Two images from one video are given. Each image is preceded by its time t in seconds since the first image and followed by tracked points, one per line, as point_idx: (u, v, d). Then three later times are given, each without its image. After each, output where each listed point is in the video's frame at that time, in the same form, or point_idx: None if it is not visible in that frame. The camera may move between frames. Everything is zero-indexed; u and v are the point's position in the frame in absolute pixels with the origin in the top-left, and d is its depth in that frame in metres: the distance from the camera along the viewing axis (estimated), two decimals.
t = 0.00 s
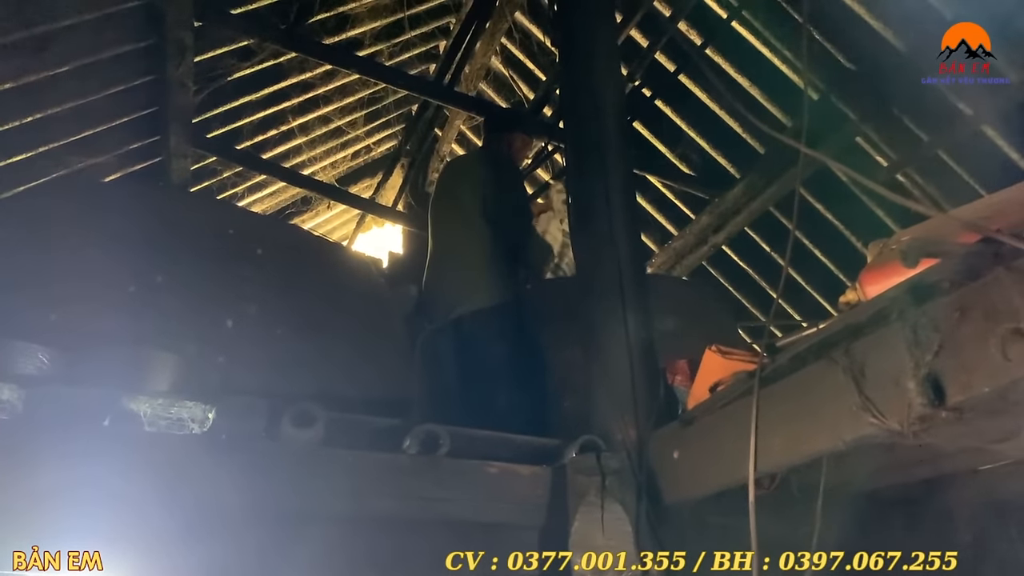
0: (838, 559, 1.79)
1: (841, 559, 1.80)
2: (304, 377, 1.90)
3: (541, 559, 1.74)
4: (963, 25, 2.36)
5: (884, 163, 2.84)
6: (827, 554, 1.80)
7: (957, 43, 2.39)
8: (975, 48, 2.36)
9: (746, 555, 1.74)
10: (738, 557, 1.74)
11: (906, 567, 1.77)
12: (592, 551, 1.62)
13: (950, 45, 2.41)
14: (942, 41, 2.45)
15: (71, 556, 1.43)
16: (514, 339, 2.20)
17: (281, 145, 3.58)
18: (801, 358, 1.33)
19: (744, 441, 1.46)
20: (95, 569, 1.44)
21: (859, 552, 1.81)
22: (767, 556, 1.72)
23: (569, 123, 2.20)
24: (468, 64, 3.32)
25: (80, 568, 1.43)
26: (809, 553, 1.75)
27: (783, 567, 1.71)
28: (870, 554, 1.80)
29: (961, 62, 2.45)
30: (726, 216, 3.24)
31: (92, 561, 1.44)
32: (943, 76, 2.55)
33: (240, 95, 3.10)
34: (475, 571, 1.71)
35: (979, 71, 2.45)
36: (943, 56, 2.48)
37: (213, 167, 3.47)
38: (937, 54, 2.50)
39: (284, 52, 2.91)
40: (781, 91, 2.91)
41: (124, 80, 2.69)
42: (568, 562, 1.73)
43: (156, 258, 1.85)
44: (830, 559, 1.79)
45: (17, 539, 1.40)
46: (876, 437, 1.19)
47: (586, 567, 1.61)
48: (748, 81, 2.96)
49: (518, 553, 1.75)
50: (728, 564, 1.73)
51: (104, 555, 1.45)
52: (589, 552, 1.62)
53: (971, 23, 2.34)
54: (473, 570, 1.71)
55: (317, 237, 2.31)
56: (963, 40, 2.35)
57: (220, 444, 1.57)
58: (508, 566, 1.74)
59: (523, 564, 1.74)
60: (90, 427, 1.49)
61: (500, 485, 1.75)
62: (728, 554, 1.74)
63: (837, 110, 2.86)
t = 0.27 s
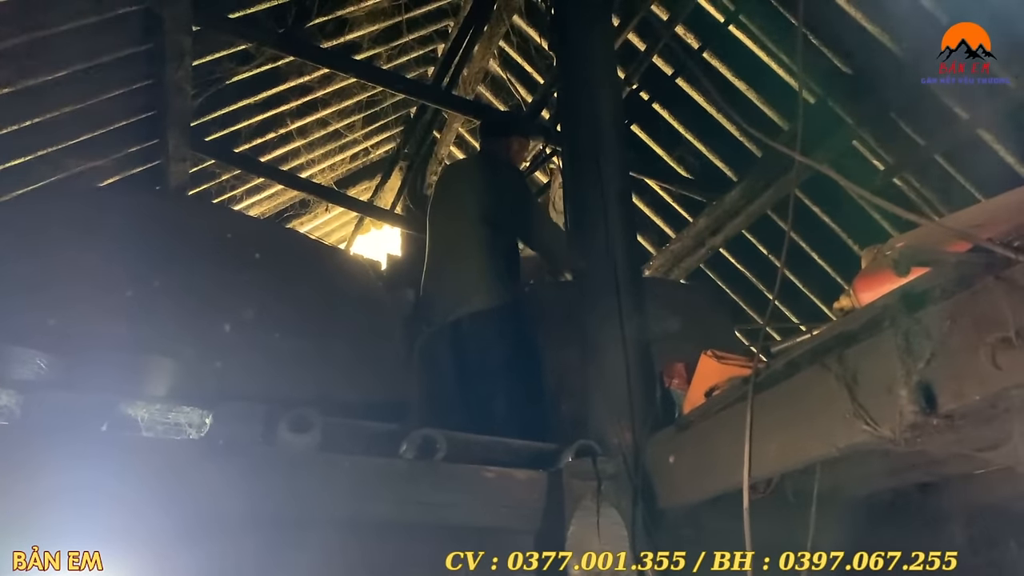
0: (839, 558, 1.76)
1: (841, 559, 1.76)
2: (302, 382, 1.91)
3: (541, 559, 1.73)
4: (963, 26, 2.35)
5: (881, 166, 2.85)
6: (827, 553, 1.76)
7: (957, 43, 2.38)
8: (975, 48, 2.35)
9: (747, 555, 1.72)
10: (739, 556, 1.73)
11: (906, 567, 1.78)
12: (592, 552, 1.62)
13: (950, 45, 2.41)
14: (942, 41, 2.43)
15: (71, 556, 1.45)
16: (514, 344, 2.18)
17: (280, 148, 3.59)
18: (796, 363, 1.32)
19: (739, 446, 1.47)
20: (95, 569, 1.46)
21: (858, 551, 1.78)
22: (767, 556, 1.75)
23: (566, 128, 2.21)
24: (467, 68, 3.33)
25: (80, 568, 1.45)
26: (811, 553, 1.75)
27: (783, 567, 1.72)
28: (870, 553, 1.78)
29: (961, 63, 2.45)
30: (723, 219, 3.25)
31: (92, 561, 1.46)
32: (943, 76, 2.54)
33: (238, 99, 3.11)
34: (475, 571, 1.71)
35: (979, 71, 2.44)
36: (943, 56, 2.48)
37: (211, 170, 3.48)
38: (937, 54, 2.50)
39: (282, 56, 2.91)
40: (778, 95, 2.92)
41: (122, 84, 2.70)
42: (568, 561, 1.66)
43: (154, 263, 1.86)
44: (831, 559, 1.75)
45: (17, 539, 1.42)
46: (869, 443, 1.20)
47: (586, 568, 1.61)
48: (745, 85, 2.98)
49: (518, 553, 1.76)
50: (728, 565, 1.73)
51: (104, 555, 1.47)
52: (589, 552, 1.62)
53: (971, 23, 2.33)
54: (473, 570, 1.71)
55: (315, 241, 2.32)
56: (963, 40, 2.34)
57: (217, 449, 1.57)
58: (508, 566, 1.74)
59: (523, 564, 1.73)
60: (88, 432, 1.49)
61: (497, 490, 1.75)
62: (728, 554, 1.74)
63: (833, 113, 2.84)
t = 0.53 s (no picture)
0: (839, 559, 1.80)
1: (841, 559, 1.80)
2: (298, 381, 1.91)
3: (542, 559, 1.74)
4: (963, 25, 2.36)
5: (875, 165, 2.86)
6: (827, 554, 1.81)
7: (957, 43, 2.38)
8: (975, 48, 2.34)
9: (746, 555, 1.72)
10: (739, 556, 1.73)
11: (905, 566, 1.79)
12: (592, 552, 1.63)
13: (950, 45, 2.39)
14: (942, 41, 2.43)
15: (71, 556, 1.45)
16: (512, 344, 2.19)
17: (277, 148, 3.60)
18: (787, 362, 1.33)
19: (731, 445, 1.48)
20: (95, 569, 1.47)
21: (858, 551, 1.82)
22: (767, 556, 1.77)
23: (561, 128, 2.22)
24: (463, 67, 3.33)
25: (79, 568, 1.46)
26: (810, 554, 1.81)
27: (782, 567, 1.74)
28: (870, 554, 1.81)
29: (961, 62, 2.43)
30: (720, 219, 3.26)
31: (92, 561, 1.46)
32: (943, 76, 2.53)
33: (235, 99, 3.11)
34: (475, 571, 1.73)
35: (979, 71, 2.43)
36: (943, 56, 2.47)
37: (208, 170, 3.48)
38: (937, 54, 2.49)
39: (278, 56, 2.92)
40: (773, 95, 2.92)
41: (119, 84, 2.70)
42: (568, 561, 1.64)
43: (150, 263, 1.87)
44: (831, 559, 1.80)
45: (16, 539, 1.42)
46: (858, 441, 1.20)
47: (586, 568, 1.62)
48: (740, 86, 2.98)
49: (518, 553, 1.76)
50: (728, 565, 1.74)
51: (104, 555, 1.48)
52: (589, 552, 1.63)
53: (971, 23, 2.34)
54: (473, 570, 1.72)
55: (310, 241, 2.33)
56: (963, 40, 2.35)
57: (212, 448, 1.57)
58: (507, 566, 1.75)
59: (522, 564, 1.74)
60: (82, 431, 1.49)
61: (491, 488, 1.76)
62: (728, 554, 1.73)
63: (830, 115, 2.86)
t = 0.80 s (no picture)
0: (838, 558, 1.78)
1: (841, 559, 1.79)
2: (295, 380, 1.91)
3: (542, 559, 1.75)
4: (963, 25, 2.36)
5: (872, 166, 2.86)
6: (828, 554, 1.78)
7: (957, 43, 2.38)
8: (975, 48, 2.35)
9: (746, 556, 1.74)
10: (739, 557, 1.73)
11: (905, 567, 1.79)
12: (591, 552, 1.65)
13: (950, 45, 2.40)
14: (942, 42, 2.43)
15: (71, 556, 1.45)
16: (503, 345, 2.25)
17: (276, 149, 3.60)
18: (781, 362, 1.35)
19: (726, 445, 1.49)
20: (95, 569, 1.46)
21: (859, 551, 1.80)
22: (767, 556, 1.77)
23: (558, 128, 2.22)
24: (461, 68, 3.34)
25: (79, 568, 1.46)
26: (810, 554, 1.77)
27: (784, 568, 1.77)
28: (870, 553, 1.81)
29: (962, 62, 2.44)
30: (717, 219, 3.27)
31: (92, 561, 1.46)
32: (943, 76, 2.53)
33: (233, 100, 3.12)
34: (475, 571, 1.73)
35: (979, 71, 2.43)
36: (943, 56, 2.47)
37: (206, 170, 3.49)
38: (937, 54, 2.49)
39: (276, 57, 2.93)
40: (770, 96, 2.92)
41: (117, 84, 2.71)
42: (569, 561, 1.65)
43: (147, 262, 1.87)
44: (831, 559, 1.78)
45: (17, 539, 1.42)
46: (851, 440, 1.21)
47: (586, 568, 1.63)
48: (738, 86, 2.99)
49: (518, 553, 1.77)
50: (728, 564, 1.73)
51: (104, 555, 1.48)
52: (590, 552, 1.65)
53: (971, 23, 2.34)
54: (474, 570, 1.73)
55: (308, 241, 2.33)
56: (963, 40, 2.35)
57: (210, 448, 1.57)
58: (508, 566, 1.76)
59: (523, 564, 1.75)
60: (80, 431, 1.50)
61: (487, 488, 1.76)
62: (729, 554, 1.73)
63: (827, 117, 2.86)
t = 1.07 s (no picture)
0: (839, 559, 1.83)
1: (842, 560, 1.83)
2: (289, 380, 1.92)
3: (541, 559, 1.76)
4: (963, 25, 2.36)
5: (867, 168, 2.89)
6: (828, 554, 1.83)
7: (957, 43, 2.39)
8: (975, 48, 2.36)
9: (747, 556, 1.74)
10: (739, 557, 1.72)
11: (906, 567, 1.78)
12: (591, 552, 1.67)
13: (950, 44, 2.40)
14: (941, 41, 2.43)
15: (71, 556, 1.47)
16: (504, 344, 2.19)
17: (273, 150, 3.61)
18: (770, 363, 1.36)
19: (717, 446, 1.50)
20: (95, 569, 1.48)
21: (859, 552, 1.83)
22: (767, 556, 1.78)
23: (553, 130, 2.24)
24: (458, 69, 3.35)
25: (80, 568, 1.47)
26: (810, 554, 1.83)
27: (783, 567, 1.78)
28: (870, 554, 1.81)
29: (961, 62, 2.43)
30: (712, 221, 3.27)
31: (92, 561, 1.48)
32: (943, 76, 2.52)
33: (230, 101, 3.13)
34: (475, 571, 1.75)
35: (978, 72, 2.44)
36: (943, 56, 2.46)
37: (203, 172, 3.50)
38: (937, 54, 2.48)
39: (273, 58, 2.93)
40: (765, 98, 2.93)
41: (114, 86, 2.72)
42: (569, 561, 1.69)
43: (142, 264, 1.88)
44: (831, 560, 1.82)
45: (16, 539, 1.44)
46: (839, 441, 1.22)
47: (586, 567, 1.66)
48: (734, 88, 2.99)
49: (518, 553, 1.79)
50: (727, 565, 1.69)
51: (104, 555, 1.49)
52: (590, 552, 1.67)
53: (972, 23, 2.35)
54: (473, 570, 1.75)
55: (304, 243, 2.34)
56: (963, 40, 2.36)
57: (205, 448, 1.59)
58: (508, 566, 1.77)
59: (523, 564, 1.77)
60: (75, 432, 1.51)
61: (480, 488, 1.77)
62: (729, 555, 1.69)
63: (821, 118, 2.88)
